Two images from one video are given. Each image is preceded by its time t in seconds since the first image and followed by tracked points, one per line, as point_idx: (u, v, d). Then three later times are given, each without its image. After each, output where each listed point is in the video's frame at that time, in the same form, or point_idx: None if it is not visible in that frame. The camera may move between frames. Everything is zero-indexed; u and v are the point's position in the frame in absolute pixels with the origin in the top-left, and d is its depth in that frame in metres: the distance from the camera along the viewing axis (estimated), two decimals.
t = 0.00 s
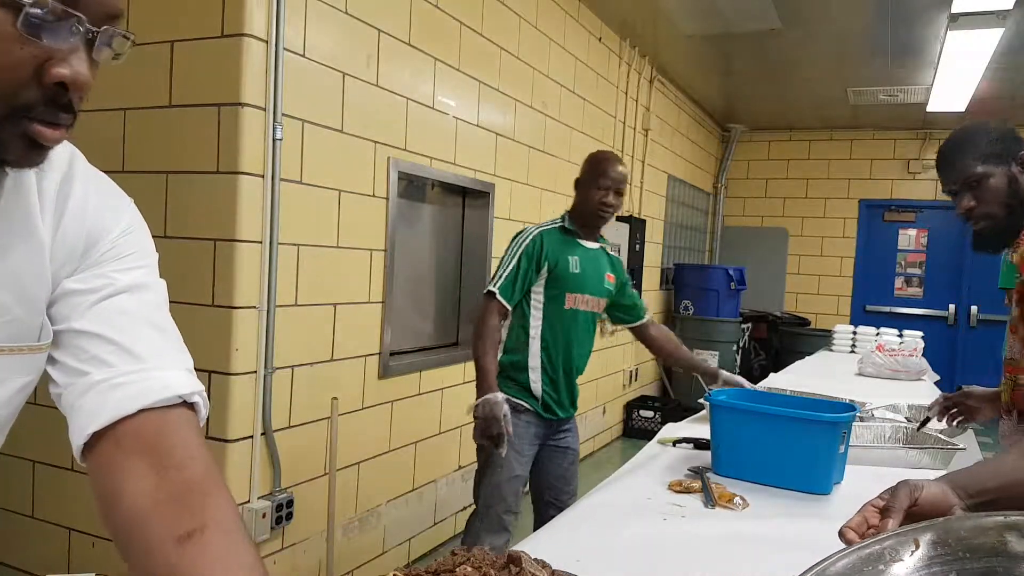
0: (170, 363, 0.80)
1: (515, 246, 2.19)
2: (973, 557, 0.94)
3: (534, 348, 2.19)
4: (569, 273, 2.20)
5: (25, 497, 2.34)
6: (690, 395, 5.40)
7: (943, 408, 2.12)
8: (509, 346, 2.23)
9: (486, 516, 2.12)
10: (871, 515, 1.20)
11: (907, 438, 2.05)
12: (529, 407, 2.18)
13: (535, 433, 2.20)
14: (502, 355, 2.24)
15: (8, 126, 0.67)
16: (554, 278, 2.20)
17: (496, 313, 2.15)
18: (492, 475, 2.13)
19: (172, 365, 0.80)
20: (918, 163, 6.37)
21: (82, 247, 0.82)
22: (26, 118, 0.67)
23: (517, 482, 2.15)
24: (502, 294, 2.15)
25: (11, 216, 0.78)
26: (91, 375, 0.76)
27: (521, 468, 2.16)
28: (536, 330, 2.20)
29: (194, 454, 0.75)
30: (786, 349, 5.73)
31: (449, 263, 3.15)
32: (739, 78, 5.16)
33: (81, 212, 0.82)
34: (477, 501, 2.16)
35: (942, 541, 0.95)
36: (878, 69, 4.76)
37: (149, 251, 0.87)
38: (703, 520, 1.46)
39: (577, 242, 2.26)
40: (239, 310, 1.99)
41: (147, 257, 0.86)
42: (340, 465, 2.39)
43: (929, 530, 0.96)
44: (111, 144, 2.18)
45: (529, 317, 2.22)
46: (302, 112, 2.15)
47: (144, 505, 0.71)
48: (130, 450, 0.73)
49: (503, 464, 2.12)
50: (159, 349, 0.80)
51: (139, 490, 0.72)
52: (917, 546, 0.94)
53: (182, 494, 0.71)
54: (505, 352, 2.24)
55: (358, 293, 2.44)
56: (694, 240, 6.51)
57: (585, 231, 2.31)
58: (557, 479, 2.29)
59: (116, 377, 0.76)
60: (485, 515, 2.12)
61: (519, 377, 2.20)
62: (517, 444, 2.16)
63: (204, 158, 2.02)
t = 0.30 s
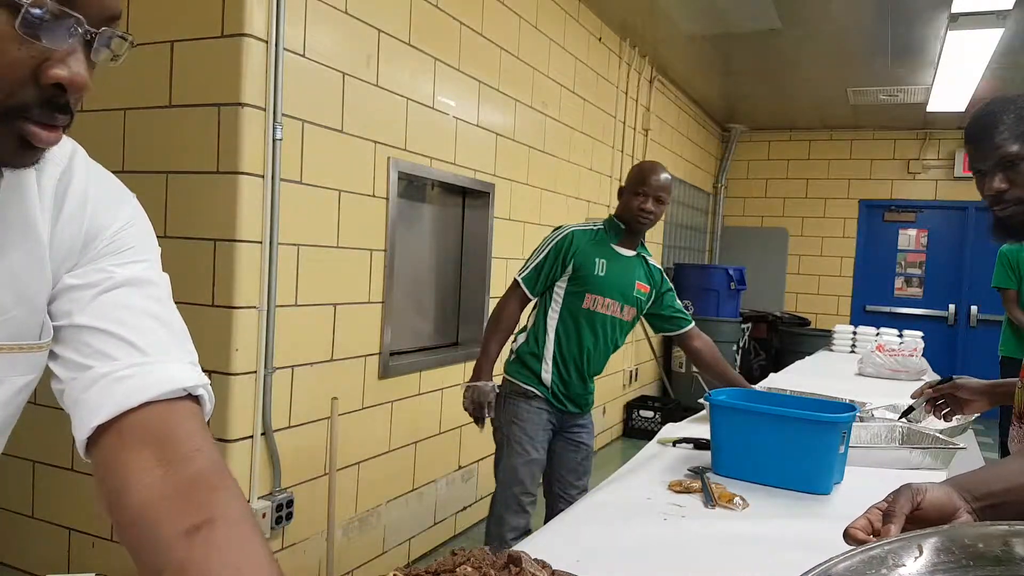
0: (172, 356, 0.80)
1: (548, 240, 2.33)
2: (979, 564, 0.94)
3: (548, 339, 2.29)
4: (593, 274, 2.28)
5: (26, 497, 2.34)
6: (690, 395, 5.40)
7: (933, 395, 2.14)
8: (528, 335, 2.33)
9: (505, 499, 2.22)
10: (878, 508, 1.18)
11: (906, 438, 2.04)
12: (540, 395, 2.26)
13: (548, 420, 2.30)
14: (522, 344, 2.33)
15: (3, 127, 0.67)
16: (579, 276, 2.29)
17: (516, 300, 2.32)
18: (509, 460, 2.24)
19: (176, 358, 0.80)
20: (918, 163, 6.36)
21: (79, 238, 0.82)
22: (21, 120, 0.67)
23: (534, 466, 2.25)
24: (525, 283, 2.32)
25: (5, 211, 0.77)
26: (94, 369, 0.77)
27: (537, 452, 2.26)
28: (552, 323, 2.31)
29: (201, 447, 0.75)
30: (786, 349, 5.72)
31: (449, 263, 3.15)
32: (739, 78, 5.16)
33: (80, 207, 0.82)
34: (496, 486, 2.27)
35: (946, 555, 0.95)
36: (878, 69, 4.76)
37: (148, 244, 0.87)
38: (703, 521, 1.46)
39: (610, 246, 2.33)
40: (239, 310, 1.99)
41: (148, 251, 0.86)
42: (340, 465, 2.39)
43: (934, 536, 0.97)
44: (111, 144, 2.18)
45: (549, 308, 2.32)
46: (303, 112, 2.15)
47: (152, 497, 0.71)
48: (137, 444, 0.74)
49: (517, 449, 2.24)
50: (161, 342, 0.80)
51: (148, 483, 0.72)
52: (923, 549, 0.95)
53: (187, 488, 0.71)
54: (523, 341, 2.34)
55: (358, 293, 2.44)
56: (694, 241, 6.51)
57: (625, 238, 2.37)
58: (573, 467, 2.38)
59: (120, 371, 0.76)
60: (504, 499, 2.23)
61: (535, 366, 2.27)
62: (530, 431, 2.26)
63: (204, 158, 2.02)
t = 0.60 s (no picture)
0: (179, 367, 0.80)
1: (555, 250, 2.28)
2: (1000, 553, 0.92)
3: (557, 349, 2.30)
4: (601, 286, 2.28)
5: (26, 497, 2.35)
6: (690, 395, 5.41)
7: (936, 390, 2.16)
8: (537, 346, 2.32)
9: (544, 504, 2.25)
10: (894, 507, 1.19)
11: (906, 438, 2.05)
12: (559, 399, 2.29)
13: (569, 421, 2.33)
14: (533, 354, 2.32)
15: (26, 139, 0.70)
16: (587, 287, 2.28)
17: (522, 307, 2.30)
18: (540, 467, 2.26)
19: (182, 370, 0.80)
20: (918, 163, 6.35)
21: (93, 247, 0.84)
22: (44, 132, 0.70)
23: (564, 468, 2.28)
24: (531, 293, 2.29)
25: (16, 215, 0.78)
26: (97, 378, 0.77)
27: (565, 454, 2.29)
28: (560, 332, 2.31)
29: (201, 458, 0.72)
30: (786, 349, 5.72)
31: (449, 263, 3.15)
32: (739, 78, 5.16)
33: (92, 215, 0.84)
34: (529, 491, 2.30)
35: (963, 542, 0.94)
36: (878, 69, 4.76)
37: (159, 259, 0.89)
38: (703, 521, 1.46)
39: (618, 256, 2.32)
40: (239, 310, 1.99)
41: (157, 265, 0.88)
42: (340, 465, 2.39)
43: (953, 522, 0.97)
44: (111, 144, 2.18)
45: (556, 317, 2.32)
46: (303, 112, 2.15)
47: (150, 517, 0.67)
48: (135, 453, 0.72)
49: (548, 455, 2.26)
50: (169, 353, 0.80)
51: (148, 499, 0.68)
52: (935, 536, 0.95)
53: (189, 508, 0.67)
54: (532, 351, 2.33)
55: (358, 294, 2.44)
56: (694, 241, 6.51)
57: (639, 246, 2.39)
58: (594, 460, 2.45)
59: (123, 378, 0.76)
60: (542, 503, 2.26)
61: (547, 376, 2.29)
62: (556, 435, 2.28)
63: (204, 158, 2.02)
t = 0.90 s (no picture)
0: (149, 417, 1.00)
1: (572, 262, 2.22)
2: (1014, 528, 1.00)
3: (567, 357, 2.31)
4: (613, 296, 2.29)
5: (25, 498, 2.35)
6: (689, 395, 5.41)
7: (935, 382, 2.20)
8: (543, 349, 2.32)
9: (548, 500, 2.30)
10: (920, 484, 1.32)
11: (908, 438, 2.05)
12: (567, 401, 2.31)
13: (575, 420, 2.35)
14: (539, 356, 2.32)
15: (32, 129, 0.78)
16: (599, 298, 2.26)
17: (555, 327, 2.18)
18: (548, 467, 2.29)
19: (151, 420, 0.99)
20: (918, 163, 6.35)
21: (95, 285, 1.00)
22: (48, 122, 0.78)
23: (571, 467, 2.32)
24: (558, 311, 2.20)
25: (35, 246, 0.95)
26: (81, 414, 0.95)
27: (572, 454, 2.32)
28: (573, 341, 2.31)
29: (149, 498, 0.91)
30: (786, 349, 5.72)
31: (449, 263, 3.15)
32: (739, 77, 5.16)
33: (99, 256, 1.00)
34: (534, 488, 2.34)
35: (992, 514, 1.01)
36: (877, 69, 4.76)
37: (145, 297, 1.06)
38: (703, 521, 1.46)
39: (627, 264, 2.32)
40: (239, 310, 1.99)
41: (145, 302, 1.06)
42: (340, 465, 2.39)
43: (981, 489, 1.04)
44: (111, 144, 2.18)
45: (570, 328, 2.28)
46: (303, 112, 2.15)
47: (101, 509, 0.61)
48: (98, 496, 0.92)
49: (555, 454, 2.28)
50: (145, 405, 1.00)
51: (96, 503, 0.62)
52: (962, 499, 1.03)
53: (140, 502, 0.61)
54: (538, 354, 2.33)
55: (358, 294, 2.44)
56: (694, 241, 6.51)
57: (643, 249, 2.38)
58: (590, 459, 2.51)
59: (103, 428, 0.94)
60: (546, 499, 2.30)
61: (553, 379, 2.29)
62: (564, 435, 2.31)
63: (204, 158, 2.02)
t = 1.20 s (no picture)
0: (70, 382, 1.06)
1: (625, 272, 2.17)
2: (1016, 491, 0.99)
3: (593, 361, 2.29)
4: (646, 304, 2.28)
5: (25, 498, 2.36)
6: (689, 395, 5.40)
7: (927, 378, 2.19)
8: (566, 349, 2.33)
9: (560, 497, 2.29)
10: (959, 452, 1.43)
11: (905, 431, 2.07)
12: (579, 398, 2.32)
13: (585, 418, 2.37)
14: (558, 356, 2.34)
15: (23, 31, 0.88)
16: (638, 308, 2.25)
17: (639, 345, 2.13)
18: (558, 464, 2.30)
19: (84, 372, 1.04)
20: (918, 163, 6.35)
21: (60, 245, 1.00)
22: (31, 24, 0.88)
23: (581, 465, 2.33)
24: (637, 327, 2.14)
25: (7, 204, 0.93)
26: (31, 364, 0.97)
27: (582, 451, 2.33)
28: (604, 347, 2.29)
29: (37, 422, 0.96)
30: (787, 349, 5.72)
31: (449, 264, 3.15)
32: (739, 77, 5.16)
33: (71, 223, 1.02)
34: (545, 486, 2.33)
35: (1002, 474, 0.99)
36: (878, 69, 4.76)
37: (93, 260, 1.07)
38: (703, 520, 1.46)
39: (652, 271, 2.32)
40: (239, 310, 1.99)
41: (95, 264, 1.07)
42: (340, 465, 2.39)
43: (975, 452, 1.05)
44: (111, 144, 2.18)
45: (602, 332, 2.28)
46: (303, 112, 2.15)
47: None
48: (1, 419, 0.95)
49: (566, 450, 2.29)
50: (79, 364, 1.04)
51: None
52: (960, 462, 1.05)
53: None
54: (558, 353, 2.35)
55: (358, 294, 2.44)
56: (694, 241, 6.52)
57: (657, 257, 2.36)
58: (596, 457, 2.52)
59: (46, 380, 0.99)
60: (558, 497, 2.30)
61: (570, 377, 2.31)
62: (575, 433, 2.32)
63: (204, 158, 2.02)
